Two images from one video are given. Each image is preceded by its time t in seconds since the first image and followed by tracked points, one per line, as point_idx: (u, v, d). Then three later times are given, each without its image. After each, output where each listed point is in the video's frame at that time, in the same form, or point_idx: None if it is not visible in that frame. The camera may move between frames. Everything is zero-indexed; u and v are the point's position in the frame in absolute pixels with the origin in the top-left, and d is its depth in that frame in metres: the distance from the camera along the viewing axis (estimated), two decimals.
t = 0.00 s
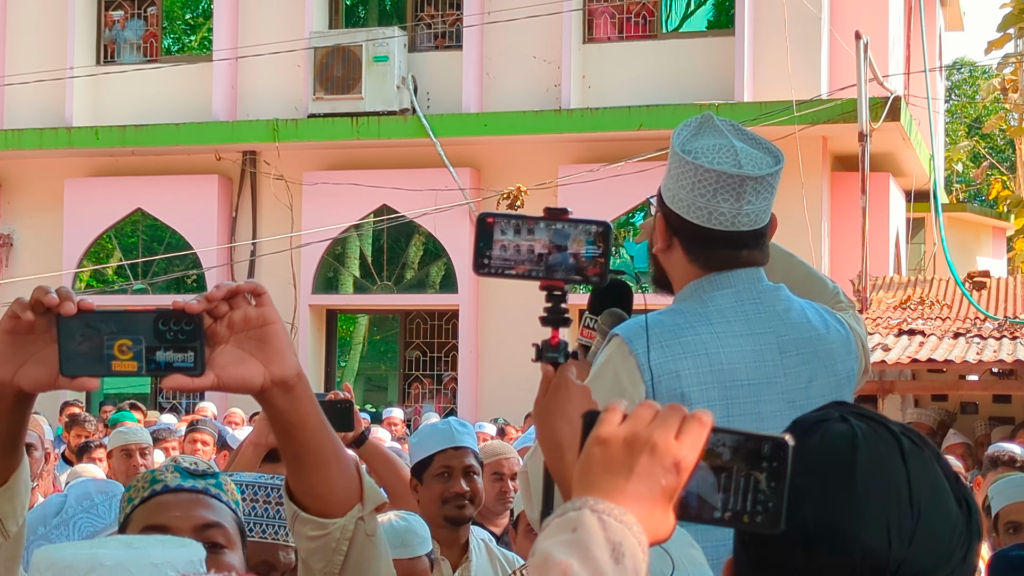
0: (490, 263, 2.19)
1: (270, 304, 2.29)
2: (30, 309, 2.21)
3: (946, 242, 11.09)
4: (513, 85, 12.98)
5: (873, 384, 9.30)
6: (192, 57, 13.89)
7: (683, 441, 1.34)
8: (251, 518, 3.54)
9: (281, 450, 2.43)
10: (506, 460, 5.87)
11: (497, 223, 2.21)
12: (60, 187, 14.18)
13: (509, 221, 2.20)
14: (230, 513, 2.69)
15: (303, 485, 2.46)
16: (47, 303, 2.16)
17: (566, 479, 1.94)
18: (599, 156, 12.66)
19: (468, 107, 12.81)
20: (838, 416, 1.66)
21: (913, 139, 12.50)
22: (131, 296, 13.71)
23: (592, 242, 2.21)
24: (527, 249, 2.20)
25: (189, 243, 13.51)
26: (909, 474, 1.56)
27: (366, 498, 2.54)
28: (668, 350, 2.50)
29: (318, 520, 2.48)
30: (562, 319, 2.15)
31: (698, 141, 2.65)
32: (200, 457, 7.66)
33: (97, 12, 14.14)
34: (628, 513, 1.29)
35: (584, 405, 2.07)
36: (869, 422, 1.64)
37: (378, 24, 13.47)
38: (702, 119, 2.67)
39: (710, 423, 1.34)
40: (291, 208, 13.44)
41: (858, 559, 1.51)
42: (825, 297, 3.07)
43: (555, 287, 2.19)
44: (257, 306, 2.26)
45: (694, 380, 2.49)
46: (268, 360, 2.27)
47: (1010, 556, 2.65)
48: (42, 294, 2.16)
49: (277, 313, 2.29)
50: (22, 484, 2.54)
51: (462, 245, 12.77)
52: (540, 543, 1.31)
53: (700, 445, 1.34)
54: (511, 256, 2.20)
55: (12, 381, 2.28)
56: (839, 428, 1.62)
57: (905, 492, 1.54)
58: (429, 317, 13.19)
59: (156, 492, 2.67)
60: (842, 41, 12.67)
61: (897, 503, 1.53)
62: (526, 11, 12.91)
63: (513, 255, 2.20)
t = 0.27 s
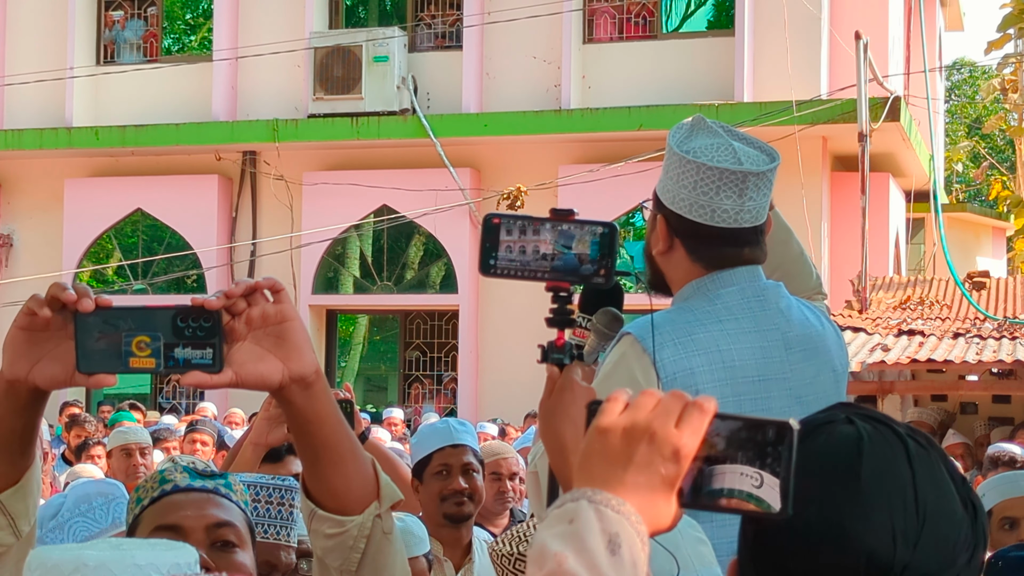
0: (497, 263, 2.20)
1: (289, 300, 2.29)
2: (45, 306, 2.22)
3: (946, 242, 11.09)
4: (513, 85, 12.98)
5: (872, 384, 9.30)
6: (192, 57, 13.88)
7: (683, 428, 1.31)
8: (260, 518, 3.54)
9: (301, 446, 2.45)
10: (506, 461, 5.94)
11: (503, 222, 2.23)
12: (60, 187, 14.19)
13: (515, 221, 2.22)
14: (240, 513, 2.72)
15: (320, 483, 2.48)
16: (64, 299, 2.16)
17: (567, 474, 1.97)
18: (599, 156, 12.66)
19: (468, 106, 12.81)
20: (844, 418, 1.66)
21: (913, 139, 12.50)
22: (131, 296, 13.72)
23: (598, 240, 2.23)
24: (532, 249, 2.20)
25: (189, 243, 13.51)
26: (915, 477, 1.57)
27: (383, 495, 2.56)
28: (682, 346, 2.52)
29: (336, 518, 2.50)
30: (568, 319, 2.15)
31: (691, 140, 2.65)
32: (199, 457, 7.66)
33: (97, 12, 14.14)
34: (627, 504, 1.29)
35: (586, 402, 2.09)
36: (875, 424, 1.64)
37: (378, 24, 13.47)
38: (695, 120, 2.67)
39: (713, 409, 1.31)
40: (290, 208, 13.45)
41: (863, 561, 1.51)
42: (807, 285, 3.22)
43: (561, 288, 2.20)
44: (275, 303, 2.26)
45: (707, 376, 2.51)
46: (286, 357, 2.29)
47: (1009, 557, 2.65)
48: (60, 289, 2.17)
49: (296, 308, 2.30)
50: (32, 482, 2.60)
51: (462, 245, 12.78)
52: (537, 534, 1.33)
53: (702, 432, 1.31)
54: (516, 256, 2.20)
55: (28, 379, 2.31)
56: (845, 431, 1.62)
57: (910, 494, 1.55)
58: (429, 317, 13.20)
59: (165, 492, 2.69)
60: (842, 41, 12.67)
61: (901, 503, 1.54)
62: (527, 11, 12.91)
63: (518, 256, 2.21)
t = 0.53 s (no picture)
0: (498, 265, 2.19)
1: (302, 300, 2.26)
2: (57, 306, 2.19)
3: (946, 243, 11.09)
4: (513, 86, 12.98)
5: (873, 386, 9.29)
6: (193, 58, 13.90)
7: (665, 448, 1.39)
8: (262, 521, 3.55)
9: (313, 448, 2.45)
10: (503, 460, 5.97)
11: (505, 223, 2.22)
12: (61, 188, 14.19)
13: (516, 222, 2.21)
14: (243, 513, 2.73)
15: (331, 485, 2.48)
16: (77, 298, 2.14)
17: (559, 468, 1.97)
18: (599, 157, 12.66)
19: (468, 108, 12.81)
20: (849, 420, 1.65)
21: (913, 140, 12.50)
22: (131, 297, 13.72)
23: (598, 241, 2.23)
24: (534, 250, 2.21)
25: (189, 244, 13.51)
26: (920, 481, 1.56)
27: (393, 497, 2.56)
28: (696, 344, 2.53)
29: (347, 519, 2.51)
30: (569, 320, 2.19)
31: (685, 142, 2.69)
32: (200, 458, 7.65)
33: (97, 13, 14.14)
34: (611, 522, 1.34)
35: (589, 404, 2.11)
36: (879, 426, 1.63)
37: (378, 25, 13.46)
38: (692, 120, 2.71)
39: (692, 430, 1.40)
40: (291, 209, 13.45)
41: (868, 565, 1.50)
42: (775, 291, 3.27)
43: (564, 289, 2.22)
44: (287, 303, 2.23)
45: (722, 374, 2.53)
46: (299, 357, 2.27)
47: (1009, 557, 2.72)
48: (72, 289, 2.14)
49: (308, 309, 2.27)
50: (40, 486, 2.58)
51: (463, 246, 12.78)
52: (522, 554, 1.36)
53: (682, 452, 1.40)
54: (518, 257, 2.20)
55: (38, 380, 2.29)
56: (850, 433, 1.61)
57: (915, 497, 1.54)
58: (430, 318, 13.21)
59: (171, 493, 2.68)
60: (843, 42, 12.68)
61: (906, 507, 1.52)
62: (527, 12, 12.90)
63: (520, 257, 2.21)
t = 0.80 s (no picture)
0: (496, 272, 2.20)
1: (310, 306, 2.30)
2: (66, 310, 2.18)
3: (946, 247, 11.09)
4: (513, 91, 12.99)
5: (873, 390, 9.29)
6: (193, 63, 13.92)
7: (659, 459, 1.43)
8: (262, 527, 3.53)
9: (319, 452, 2.45)
10: (502, 465, 5.97)
11: (502, 231, 2.22)
12: (60, 193, 14.19)
13: (515, 229, 2.21)
14: (244, 519, 2.72)
15: (337, 490, 2.48)
16: (87, 304, 2.14)
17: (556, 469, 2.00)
18: (599, 162, 12.67)
19: (468, 112, 12.82)
20: (854, 428, 1.65)
21: (913, 144, 12.51)
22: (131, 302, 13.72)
23: (595, 248, 2.23)
24: (531, 258, 2.21)
25: (189, 248, 13.51)
26: (925, 488, 1.57)
27: (399, 502, 2.55)
28: (720, 354, 2.59)
29: (353, 524, 2.50)
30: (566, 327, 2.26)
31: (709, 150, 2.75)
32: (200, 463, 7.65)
33: (97, 18, 14.15)
34: (607, 533, 1.38)
35: (587, 409, 2.13)
36: (886, 434, 1.63)
37: (378, 30, 13.47)
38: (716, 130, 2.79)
39: (685, 441, 1.44)
40: (291, 214, 13.46)
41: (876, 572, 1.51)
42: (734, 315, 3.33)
43: (561, 295, 2.26)
44: (296, 309, 2.27)
45: (745, 384, 2.60)
46: (308, 362, 2.30)
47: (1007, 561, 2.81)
48: (82, 294, 2.14)
49: (316, 314, 2.30)
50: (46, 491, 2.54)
51: (462, 251, 12.79)
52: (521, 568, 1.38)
53: (676, 464, 1.44)
54: (515, 264, 2.21)
55: (44, 385, 2.28)
56: (855, 440, 1.61)
57: (920, 505, 1.55)
58: (430, 322, 13.19)
59: (173, 499, 2.69)
60: (842, 47, 12.71)
61: (912, 515, 1.54)
62: (527, 17, 12.91)
63: (517, 264, 2.21)
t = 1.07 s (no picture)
0: (490, 279, 2.19)
1: (315, 313, 2.29)
2: (73, 315, 2.18)
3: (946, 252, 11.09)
4: (513, 95, 13.00)
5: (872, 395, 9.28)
6: (192, 68, 13.93)
7: (655, 466, 1.42)
8: (257, 533, 3.51)
9: (324, 460, 2.44)
10: (503, 471, 5.97)
11: (497, 236, 2.21)
12: (60, 198, 14.19)
13: (509, 234, 2.21)
14: (238, 524, 2.72)
15: (339, 496, 2.48)
16: (92, 308, 2.15)
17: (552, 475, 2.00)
18: (598, 166, 12.67)
19: (468, 117, 12.83)
20: (858, 434, 1.63)
21: (913, 149, 12.51)
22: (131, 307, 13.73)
23: (591, 252, 2.23)
24: (527, 263, 2.21)
25: (188, 253, 13.51)
26: (931, 496, 1.55)
27: (400, 508, 2.55)
28: (735, 359, 2.68)
29: (355, 531, 2.50)
30: (563, 332, 2.22)
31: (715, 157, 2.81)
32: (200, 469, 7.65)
33: (97, 23, 14.17)
34: (603, 540, 1.37)
35: (583, 416, 2.11)
36: (890, 441, 1.62)
37: (378, 34, 13.48)
38: (720, 136, 2.86)
39: (681, 448, 1.43)
40: (290, 219, 13.46)
41: None
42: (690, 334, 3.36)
43: (556, 301, 2.23)
44: (301, 316, 2.27)
45: (760, 389, 2.68)
46: (313, 368, 2.29)
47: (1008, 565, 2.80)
48: (89, 299, 2.15)
49: (322, 321, 2.29)
50: (46, 498, 2.51)
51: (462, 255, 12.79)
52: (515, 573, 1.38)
53: (672, 470, 1.43)
54: (512, 269, 2.20)
55: (48, 389, 2.28)
56: (859, 448, 1.60)
57: (925, 513, 1.53)
58: (429, 327, 13.19)
59: (166, 507, 2.67)
60: (842, 52, 12.71)
61: (917, 521, 1.52)
62: (526, 22, 12.92)
63: (513, 269, 2.21)
